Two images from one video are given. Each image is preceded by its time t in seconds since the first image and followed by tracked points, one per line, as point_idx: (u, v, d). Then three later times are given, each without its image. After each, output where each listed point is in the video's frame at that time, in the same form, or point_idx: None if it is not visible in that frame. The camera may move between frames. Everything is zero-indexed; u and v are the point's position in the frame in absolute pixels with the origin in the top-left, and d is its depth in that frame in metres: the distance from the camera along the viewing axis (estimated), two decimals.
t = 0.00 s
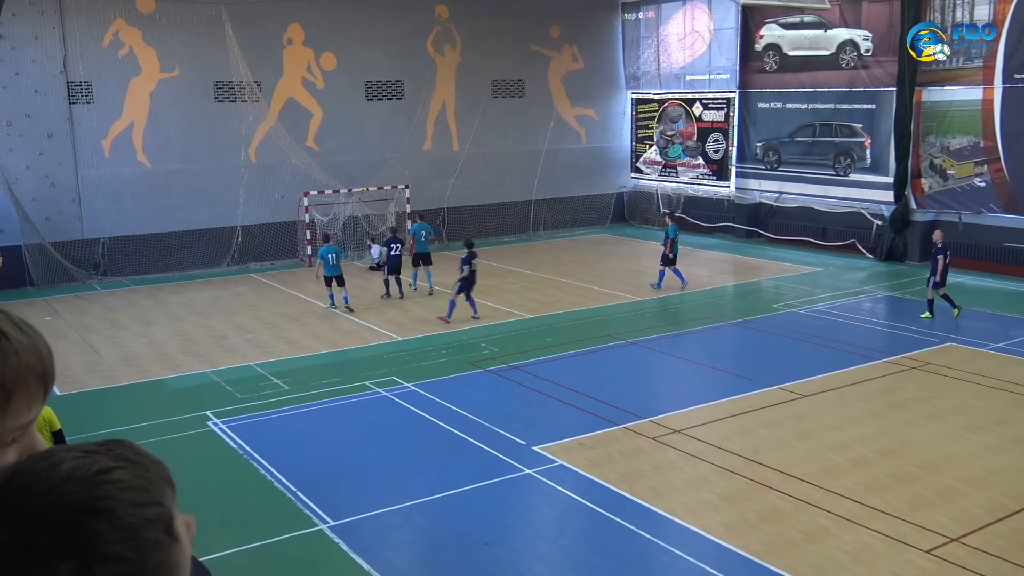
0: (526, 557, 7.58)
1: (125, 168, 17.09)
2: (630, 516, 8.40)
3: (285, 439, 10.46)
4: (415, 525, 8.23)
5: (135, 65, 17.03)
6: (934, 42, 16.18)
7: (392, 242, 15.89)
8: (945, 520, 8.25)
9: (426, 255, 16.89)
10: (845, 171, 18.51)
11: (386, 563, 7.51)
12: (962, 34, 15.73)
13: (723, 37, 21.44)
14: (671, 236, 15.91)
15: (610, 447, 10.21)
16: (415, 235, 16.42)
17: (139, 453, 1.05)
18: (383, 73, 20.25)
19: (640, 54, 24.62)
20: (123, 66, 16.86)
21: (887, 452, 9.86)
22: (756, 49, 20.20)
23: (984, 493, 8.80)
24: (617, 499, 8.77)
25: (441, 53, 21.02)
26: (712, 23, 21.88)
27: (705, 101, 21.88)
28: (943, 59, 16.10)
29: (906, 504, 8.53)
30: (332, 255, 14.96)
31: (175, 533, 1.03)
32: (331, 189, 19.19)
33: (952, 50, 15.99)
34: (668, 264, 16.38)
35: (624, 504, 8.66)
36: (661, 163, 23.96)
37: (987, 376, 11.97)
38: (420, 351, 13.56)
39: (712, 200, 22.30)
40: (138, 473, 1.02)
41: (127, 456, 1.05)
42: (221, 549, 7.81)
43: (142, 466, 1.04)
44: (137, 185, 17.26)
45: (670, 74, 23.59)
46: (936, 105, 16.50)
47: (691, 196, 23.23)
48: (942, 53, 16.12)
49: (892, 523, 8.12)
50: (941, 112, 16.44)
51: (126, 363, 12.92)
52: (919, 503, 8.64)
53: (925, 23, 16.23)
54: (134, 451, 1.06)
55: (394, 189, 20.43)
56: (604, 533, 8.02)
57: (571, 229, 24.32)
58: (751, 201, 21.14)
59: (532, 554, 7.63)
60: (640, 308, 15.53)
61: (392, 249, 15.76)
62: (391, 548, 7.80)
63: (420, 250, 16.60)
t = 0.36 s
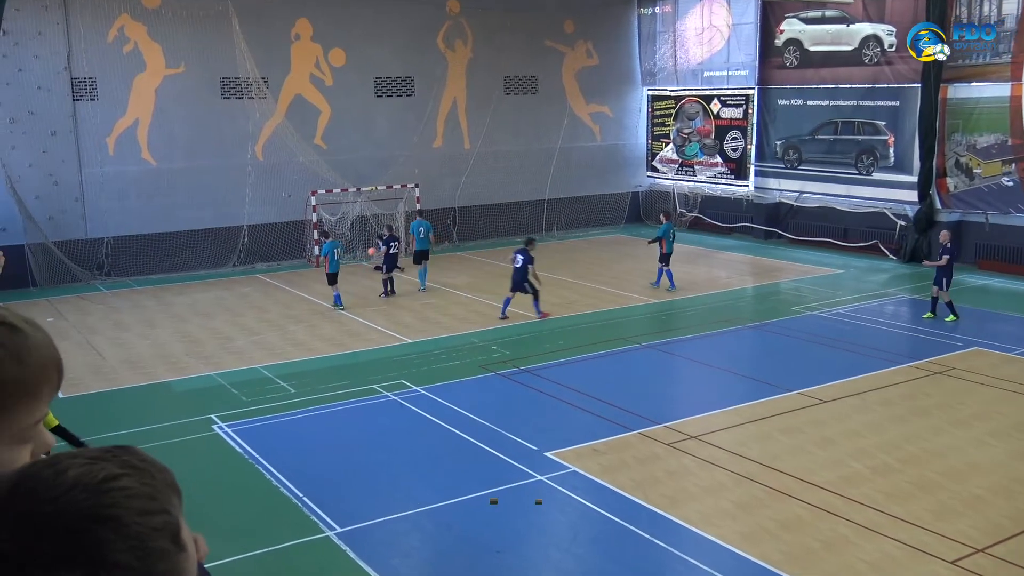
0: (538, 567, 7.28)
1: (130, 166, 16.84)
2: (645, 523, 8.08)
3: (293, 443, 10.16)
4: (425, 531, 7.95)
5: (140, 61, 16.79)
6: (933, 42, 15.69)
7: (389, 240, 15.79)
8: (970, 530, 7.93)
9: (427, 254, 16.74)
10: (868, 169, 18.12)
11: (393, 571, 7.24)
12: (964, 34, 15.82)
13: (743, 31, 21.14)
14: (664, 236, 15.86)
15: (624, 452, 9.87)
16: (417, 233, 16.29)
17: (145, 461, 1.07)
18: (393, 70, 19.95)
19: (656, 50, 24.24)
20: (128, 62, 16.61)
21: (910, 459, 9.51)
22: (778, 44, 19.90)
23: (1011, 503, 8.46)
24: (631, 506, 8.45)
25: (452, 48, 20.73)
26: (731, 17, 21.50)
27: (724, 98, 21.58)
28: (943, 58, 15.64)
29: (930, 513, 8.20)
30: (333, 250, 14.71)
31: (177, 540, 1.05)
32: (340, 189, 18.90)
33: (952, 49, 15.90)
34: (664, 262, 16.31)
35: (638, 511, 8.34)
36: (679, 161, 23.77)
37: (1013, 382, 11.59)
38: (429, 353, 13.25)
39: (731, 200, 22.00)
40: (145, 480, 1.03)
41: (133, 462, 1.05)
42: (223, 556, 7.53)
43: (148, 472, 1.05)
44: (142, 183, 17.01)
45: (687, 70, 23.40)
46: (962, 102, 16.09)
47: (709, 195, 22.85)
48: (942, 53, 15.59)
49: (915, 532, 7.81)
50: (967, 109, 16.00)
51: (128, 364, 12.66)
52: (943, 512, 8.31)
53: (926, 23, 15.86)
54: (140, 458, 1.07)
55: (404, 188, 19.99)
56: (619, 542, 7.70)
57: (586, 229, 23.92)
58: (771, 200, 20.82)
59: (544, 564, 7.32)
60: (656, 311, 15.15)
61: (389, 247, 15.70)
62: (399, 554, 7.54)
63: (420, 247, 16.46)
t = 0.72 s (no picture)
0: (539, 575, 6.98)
1: (121, 162, 16.52)
2: (651, 530, 7.79)
3: (288, 446, 9.86)
4: (423, 538, 7.66)
5: (132, 55, 16.48)
6: (934, 42, 16.22)
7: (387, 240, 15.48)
8: (983, 536, 7.65)
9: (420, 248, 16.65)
10: (879, 166, 17.78)
11: None
12: (963, 34, 15.84)
13: (749, 24, 20.84)
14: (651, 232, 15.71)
15: (627, 456, 9.57)
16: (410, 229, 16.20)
17: (144, 467, 1.03)
18: (391, 64, 19.61)
19: (661, 43, 23.84)
20: (120, 56, 16.31)
21: (920, 463, 9.21)
22: (785, 37, 19.46)
23: None
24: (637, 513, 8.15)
25: (451, 41, 20.43)
26: (738, 10, 21.17)
27: (731, 93, 21.35)
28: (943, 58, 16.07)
29: (941, 518, 7.93)
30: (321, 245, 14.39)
31: (178, 552, 1.00)
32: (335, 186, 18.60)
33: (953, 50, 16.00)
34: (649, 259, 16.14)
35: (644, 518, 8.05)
36: (684, 158, 23.09)
37: None
38: (426, 354, 12.94)
39: (737, 197, 21.79)
40: (144, 487, 1.00)
41: (132, 469, 1.03)
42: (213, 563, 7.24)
43: (147, 481, 1.02)
44: (133, 180, 16.69)
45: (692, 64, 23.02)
46: (974, 97, 15.94)
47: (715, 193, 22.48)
48: (942, 53, 16.10)
49: (925, 538, 7.53)
50: (980, 104, 15.86)
51: (117, 365, 12.35)
52: (954, 518, 8.03)
53: (925, 23, 16.24)
54: (140, 464, 1.04)
55: (401, 184, 19.99)
56: (626, 551, 7.39)
57: (588, 227, 23.50)
58: (779, 197, 20.39)
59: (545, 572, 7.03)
60: (660, 311, 14.81)
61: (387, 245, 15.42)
62: (397, 560, 7.26)
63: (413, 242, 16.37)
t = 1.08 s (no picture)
0: None
1: (40, 157, 15.84)
2: (596, 531, 7.56)
3: (221, 451, 9.44)
4: (361, 544, 7.34)
5: (54, 45, 15.84)
6: (934, 42, 15.61)
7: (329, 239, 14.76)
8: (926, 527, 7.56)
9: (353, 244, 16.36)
10: (822, 157, 17.88)
11: None
12: (962, 34, 15.13)
13: (693, 15, 20.52)
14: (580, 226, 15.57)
15: (570, 455, 9.31)
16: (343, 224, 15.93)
17: (65, 478, 1.35)
18: (328, 54, 19.10)
19: (604, 34, 23.64)
20: (40, 46, 15.64)
21: (864, 455, 9.11)
22: (728, 27, 19.50)
23: (967, 497, 8.13)
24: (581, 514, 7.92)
25: (389, 31, 19.93)
26: None
27: (675, 84, 21.28)
28: (943, 59, 15.51)
29: (886, 510, 7.82)
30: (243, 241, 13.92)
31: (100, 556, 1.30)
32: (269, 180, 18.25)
33: (952, 50, 15.38)
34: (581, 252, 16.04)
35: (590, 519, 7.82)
36: (627, 150, 23.21)
37: (968, 374, 11.33)
38: (365, 354, 12.58)
39: (681, 189, 21.37)
40: (64, 499, 1.30)
41: (51, 482, 1.34)
42: None
43: (67, 492, 1.33)
44: (56, 176, 16.04)
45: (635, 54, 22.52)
46: (915, 88, 16.12)
47: (659, 186, 21.97)
48: (942, 53, 15.52)
49: (869, 531, 7.42)
50: (920, 96, 16.05)
51: (38, 371, 11.76)
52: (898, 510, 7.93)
53: (925, 22, 15.64)
54: (60, 475, 1.36)
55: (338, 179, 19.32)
56: (570, 553, 7.14)
57: (530, 222, 23.17)
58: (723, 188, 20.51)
59: None
60: (604, 306, 14.61)
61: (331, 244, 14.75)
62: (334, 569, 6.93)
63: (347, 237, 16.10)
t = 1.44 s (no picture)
0: None
1: None
2: (503, 530, 7.29)
3: (113, 463, 8.90)
4: (259, 552, 6.96)
5: None
6: (934, 42, 14.83)
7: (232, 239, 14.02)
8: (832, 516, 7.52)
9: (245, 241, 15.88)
10: (725, 149, 18.18)
11: None
12: (963, 34, 14.47)
13: (594, 6, 20.60)
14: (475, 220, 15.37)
15: (478, 456, 9.03)
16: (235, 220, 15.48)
17: None
18: (218, 45, 18.45)
19: (504, 25, 23.39)
20: None
21: (771, 446, 9.05)
22: (631, 18, 19.71)
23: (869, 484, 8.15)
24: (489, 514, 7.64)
25: (282, 20, 19.33)
26: None
27: (578, 76, 21.34)
28: (943, 59, 14.78)
29: (795, 499, 7.75)
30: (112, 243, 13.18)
31: None
32: (156, 178, 17.58)
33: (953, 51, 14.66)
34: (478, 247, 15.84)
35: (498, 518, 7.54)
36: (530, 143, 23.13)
37: (875, 362, 11.45)
38: (262, 358, 12.10)
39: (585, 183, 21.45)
40: None
41: None
42: None
43: None
44: None
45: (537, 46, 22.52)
46: (815, 79, 16.64)
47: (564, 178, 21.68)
48: (942, 53, 14.78)
49: (776, 521, 7.33)
50: (820, 87, 16.57)
51: None
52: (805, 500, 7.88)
53: (926, 22, 14.86)
54: None
55: (232, 175, 18.69)
56: (477, 554, 6.86)
57: (432, 219, 22.67)
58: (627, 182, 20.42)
59: None
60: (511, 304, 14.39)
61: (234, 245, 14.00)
62: None
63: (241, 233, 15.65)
